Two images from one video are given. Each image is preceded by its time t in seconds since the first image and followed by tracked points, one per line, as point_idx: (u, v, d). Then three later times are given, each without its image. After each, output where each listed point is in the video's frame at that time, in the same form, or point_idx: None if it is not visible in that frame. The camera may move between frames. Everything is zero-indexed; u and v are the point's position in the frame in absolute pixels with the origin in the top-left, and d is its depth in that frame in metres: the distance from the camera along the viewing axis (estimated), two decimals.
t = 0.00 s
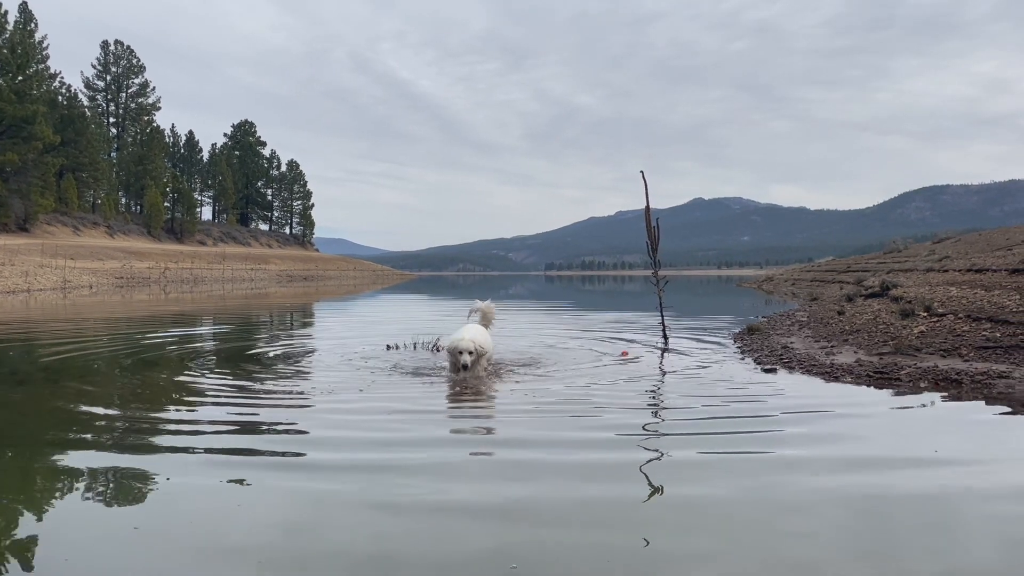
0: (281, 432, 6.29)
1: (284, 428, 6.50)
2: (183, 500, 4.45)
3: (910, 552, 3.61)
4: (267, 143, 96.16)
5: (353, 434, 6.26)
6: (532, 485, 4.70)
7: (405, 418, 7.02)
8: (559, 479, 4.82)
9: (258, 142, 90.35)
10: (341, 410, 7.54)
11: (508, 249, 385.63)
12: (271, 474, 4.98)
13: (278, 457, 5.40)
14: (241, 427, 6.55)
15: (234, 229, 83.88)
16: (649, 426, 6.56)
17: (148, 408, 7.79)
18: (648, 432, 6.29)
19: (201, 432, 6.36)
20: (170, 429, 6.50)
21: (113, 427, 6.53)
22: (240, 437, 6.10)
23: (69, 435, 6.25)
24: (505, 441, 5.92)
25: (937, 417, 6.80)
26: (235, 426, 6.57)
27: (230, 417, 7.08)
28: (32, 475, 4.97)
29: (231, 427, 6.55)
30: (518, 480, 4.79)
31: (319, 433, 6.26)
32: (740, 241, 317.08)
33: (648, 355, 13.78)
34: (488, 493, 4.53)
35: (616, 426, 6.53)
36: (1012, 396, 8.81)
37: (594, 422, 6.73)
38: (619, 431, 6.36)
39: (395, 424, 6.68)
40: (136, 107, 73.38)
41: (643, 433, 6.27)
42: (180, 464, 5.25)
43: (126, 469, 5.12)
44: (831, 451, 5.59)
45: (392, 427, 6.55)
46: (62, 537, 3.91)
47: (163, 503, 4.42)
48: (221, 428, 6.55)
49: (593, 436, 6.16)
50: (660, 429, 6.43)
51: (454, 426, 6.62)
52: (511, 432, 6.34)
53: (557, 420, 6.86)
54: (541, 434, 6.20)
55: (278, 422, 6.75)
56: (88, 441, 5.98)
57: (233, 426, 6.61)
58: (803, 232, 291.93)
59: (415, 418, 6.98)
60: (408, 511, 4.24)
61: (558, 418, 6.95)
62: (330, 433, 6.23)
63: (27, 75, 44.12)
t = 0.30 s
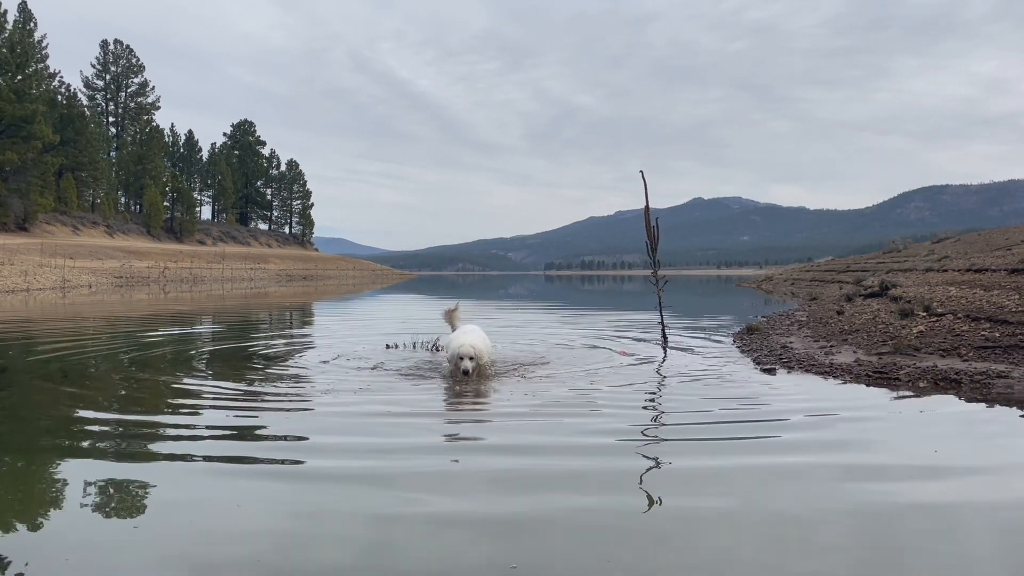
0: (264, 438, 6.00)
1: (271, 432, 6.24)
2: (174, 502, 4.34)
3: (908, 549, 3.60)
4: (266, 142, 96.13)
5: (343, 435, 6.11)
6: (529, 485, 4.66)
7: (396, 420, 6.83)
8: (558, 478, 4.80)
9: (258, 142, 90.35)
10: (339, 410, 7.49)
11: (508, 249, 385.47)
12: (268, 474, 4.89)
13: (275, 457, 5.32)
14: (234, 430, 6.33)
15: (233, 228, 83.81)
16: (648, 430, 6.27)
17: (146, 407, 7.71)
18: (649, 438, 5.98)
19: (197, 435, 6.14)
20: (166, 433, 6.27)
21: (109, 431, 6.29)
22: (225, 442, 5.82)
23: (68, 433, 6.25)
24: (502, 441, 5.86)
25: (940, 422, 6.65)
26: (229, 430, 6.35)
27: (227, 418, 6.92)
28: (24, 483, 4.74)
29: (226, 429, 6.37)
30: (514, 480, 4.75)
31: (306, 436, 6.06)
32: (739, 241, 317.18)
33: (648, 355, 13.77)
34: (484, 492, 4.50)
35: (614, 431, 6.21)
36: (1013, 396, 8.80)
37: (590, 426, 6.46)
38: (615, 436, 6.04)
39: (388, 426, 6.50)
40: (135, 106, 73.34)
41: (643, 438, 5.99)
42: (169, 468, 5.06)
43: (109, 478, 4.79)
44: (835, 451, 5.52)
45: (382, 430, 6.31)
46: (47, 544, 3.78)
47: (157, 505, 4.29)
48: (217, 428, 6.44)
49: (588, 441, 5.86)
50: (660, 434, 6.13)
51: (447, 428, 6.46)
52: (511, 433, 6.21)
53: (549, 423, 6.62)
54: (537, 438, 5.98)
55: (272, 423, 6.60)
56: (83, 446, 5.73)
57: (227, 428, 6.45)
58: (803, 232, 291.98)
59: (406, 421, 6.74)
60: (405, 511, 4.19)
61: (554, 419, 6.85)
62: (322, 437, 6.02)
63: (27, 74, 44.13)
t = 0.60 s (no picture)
0: (260, 443, 5.92)
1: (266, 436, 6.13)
2: (167, 510, 4.25)
3: (908, 557, 3.58)
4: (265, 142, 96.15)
5: (339, 439, 6.10)
6: (524, 491, 4.61)
7: (392, 423, 6.79)
8: (555, 485, 4.75)
9: (257, 141, 90.37)
10: (338, 411, 7.50)
11: (508, 249, 385.37)
12: (262, 480, 4.83)
13: (268, 463, 5.24)
14: (231, 434, 6.22)
15: (232, 228, 83.76)
16: (646, 436, 6.18)
17: (146, 408, 7.72)
18: (647, 444, 5.89)
19: (196, 438, 6.02)
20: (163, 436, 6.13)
21: (105, 434, 6.15)
22: (221, 448, 5.73)
23: (69, 433, 6.27)
24: (498, 446, 5.80)
25: (938, 425, 6.63)
26: (227, 433, 6.23)
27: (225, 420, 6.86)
28: (21, 486, 4.68)
29: (223, 432, 6.29)
30: (510, 487, 4.70)
31: (302, 441, 6.01)
32: (739, 241, 317.11)
33: (646, 355, 13.77)
34: (479, 498, 4.46)
35: (612, 437, 6.12)
36: (1011, 396, 8.81)
37: (588, 431, 6.38)
38: (613, 442, 5.97)
39: (383, 430, 6.44)
40: (135, 105, 73.31)
41: (642, 444, 5.90)
42: (163, 474, 4.96)
43: (103, 487, 4.65)
44: (833, 456, 5.47)
45: (376, 435, 6.23)
46: (36, 557, 3.67)
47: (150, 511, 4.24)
48: (215, 430, 6.40)
49: (586, 447, 5.79)
50: (657, 439, 6.08)
51: (443, 432, 6.39)
52: (507, 437, 6.18)
53: (546, 428, 6.57)
54: (533, 444, 5.91)
55: (268, 426, 6.55)
56: (79, 450, 5.57)
57: (224, 430, 6.39)
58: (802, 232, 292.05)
59: (401, 424, 6.69)
60: (400, 518, 4.15)
61: (551, 421, 6.86)
62: (317, 442, 5.96)
63: (26, 74, 44.13)
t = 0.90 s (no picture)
0: (257, 448, 5.80)
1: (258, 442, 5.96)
2: (153, 520, 4.10)
3: (918, 569, 3.44)
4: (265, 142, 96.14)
5: (334, 442, 6.03)
6: (518, 501, 4.47)
7: (387, 427, 6.71)
8: (548, 494, 4.61)
9: (256, 141, 90.35)
10: (336, 412, 7.50)
11: (507, 249, 385.23)
12: (248, 488, 4.67)
13: (256, 471, 5.08)
14: (224, 440, 6.03)
15: (232, 228, 83.72)
16: (646, 441, 6.06)
17: (144, 408, 7.71)
18: (647, 451, 5.73)
19: (192, 444, 5.88)
20: (157, 442, 5.91)
21: (97, 440, 5.93)
22: (217, 452, 5.60)
23: (67, 435, 6.22)
24: (490, 454, 5.64)
25: (938, 425, 6.59)
26: (220, 439, 6.05)
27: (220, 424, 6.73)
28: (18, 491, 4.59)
29: (218, 437, 6.13)
30: (503, 497, 4.55)
31: (296, 445, 5.92)
32: (738, 241, 317.17)
33: (646, 355, 13.76)
34: (473, 507, 4.33)
35: (612, 444, 5.98)
36: (1011, 396, 8.82)
37: (586, 437, 6.25)
38: (612, 448, 5.85)
39: (375, 435, 6.31)
40: (134, 105, 73.27)
41: (642, 450, 5.75)
42: (150, 483, 4.76)
43: (94, 500, 4.44)
44: (834, 461, 5.33)
45: (367, 442, 6.07)
46: (24, 567, 3.57)
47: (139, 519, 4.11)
48: (210, 433, 6.30)
49: (584, 454, 5.64)
50: (658, 445, 5.93)
51: (434, 436, 6.26)
52: (503, 442, 6.12)
53: (542, 432, 6.50)
54: (529, 450, 5.81)
55: (264, 430, 6.46)
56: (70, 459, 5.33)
57: (219, 434, 6.27)
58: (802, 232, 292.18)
59: (396, 428, 6.60)
60: (390, 529, 4.01)
61: (548, 425, 6.83)
62: (310, 446, 5.86)
63: (25, 74, 44.11)
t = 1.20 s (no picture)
0: (257, 455, 5.67)
1: (256, 449, 5.81)
2: (140, 536, 3.91)
3: None
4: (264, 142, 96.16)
5: (334, 446, 6.00)
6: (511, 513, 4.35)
7: (385, 430, 6.69)
8: (544, 505, 4.48)
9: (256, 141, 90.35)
10: (337, 412, 7.54)
11: (507, 249, 385.14)
12: (236, 499, 4.53)
13: (249, 480, 4.94)
14: (224, 447, 5.87)
15: (231, 227, 83.69)
16: (645, 448, 5.96)
17: (144, 408, 7.74)
18: (648, 459, 5.59)
19: (190, 450, 5.72)
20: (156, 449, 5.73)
21: (97, 447, 5.73)
22: (216, 459, 5.46)
23: (66, 436, 6.18)
24: (484, 462, 5.49)
25: (934, 428, 6.58)
26: (221, 446, 5.88)
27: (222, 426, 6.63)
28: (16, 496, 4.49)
29: (220, 442, 6.00)
30: (496, 509, 4.41)
31: (294, 450, 5.86)
32: (738, 241, 317.22)
33: (646, 356, 13.76)
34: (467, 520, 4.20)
35: (612, 451, 5.84)
36: (1010, 396, 8.84)
37: (585, 444, 6.11)
38: (612, 455, 5.71)
39: (369, 440, 6.20)
40: (134, 105, 73.25)
41: (643, 458, 5.61)
42: (145, 495, 4.57)
43: (89, 512, 4.23)
44: (837, 471, 5.18)
45: (359, 449, 5.91)
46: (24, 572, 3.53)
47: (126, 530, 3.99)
48: (210, 437, 6.22)
49: (583, 463, 5.49)
50: (656, 452, 5.80)
51: (427, 443, 6.13)
52: (499, 447, 6.07)
53: (538, 436, 6.43)
54: (528, 456, 5.69)
55: (265, 433, 6.40)
56: (66, 468, 5.10)
57: (219, 438, 6.17)
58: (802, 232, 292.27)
59: (394, 432, 6.55)
60: (384, 541, 3.90)
61: (546, 427, 6.86)
62: (310, 453, 5.74)
63: (25, 74, 44.10)
